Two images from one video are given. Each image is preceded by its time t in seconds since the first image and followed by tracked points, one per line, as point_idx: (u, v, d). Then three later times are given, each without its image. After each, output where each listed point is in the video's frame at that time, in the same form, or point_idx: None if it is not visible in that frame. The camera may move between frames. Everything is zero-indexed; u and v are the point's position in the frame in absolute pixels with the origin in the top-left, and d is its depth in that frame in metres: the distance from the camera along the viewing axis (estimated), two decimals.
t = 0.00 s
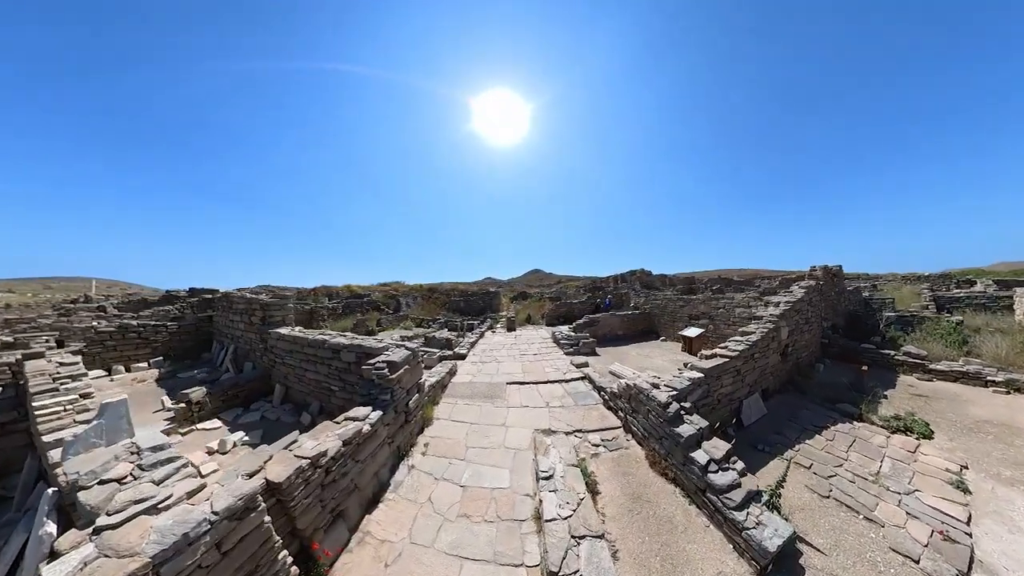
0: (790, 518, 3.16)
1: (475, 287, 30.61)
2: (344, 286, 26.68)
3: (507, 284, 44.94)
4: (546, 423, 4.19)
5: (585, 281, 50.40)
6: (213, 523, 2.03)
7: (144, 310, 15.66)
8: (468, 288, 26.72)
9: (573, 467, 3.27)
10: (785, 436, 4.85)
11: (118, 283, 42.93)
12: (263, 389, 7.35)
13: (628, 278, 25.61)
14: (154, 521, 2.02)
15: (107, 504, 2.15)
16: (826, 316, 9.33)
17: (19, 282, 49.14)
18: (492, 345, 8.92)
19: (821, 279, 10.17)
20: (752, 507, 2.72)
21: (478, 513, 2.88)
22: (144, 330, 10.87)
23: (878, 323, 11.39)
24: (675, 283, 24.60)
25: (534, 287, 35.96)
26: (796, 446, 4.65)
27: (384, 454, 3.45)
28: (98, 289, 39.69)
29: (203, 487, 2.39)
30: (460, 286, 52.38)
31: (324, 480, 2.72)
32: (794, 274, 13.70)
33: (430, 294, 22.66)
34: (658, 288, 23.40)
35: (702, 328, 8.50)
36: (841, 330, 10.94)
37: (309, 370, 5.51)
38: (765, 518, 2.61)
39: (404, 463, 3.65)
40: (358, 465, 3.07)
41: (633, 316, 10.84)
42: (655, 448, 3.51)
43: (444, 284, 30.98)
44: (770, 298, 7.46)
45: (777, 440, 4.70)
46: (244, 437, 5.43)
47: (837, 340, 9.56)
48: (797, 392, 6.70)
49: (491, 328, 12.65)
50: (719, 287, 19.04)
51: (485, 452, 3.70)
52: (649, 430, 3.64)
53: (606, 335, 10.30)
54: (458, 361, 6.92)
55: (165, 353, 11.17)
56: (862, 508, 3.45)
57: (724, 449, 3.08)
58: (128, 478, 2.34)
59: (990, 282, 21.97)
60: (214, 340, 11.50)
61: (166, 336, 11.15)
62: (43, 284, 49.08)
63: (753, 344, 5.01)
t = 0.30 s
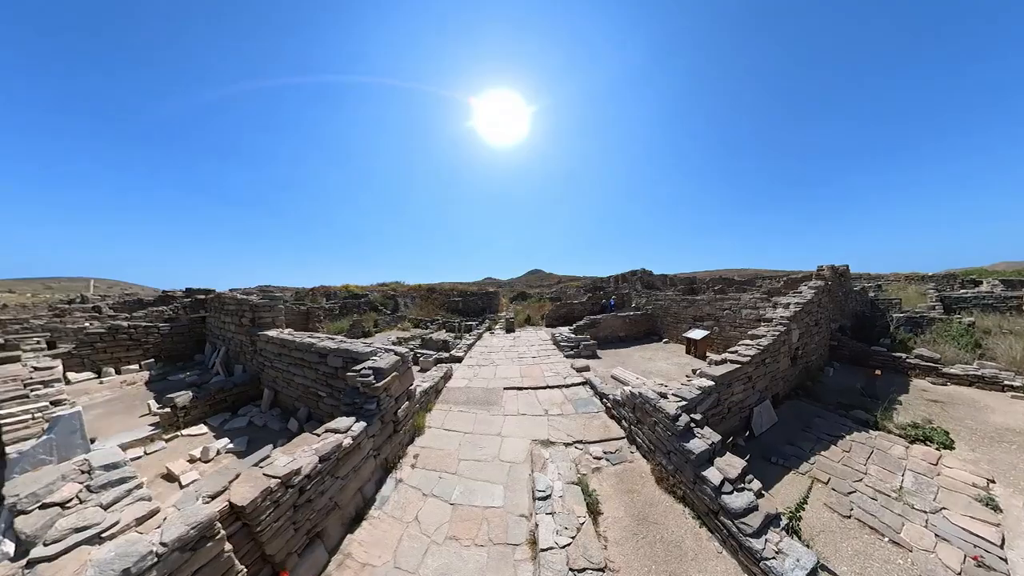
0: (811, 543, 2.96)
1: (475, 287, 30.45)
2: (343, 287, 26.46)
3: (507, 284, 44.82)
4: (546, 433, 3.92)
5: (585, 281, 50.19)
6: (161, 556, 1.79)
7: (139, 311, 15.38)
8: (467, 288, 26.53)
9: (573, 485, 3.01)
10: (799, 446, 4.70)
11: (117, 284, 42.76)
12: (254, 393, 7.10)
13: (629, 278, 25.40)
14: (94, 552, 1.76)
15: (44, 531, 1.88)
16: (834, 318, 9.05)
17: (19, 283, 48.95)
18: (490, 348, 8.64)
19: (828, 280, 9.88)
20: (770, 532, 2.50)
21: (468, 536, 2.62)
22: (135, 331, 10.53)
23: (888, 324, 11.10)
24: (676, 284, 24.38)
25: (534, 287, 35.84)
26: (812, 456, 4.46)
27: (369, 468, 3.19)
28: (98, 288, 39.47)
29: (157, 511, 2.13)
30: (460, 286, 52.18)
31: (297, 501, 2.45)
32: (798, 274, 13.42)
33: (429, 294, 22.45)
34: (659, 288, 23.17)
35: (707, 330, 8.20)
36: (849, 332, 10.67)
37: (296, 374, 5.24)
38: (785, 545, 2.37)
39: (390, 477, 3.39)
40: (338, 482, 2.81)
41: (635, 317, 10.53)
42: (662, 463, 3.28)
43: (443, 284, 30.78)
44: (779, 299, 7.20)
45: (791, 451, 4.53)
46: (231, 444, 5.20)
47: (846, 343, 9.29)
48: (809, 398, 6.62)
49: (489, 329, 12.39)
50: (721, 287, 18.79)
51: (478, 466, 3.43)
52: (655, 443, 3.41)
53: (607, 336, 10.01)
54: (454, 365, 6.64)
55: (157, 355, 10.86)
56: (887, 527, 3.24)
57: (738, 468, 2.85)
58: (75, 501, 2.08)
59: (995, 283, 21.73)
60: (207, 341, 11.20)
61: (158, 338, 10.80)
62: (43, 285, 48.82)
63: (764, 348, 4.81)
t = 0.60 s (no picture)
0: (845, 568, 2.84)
1: (474, 287, 30.12)
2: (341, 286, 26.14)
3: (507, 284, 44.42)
4: (546, 443, 3.65)
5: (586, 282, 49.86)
6: None
7: (132, 310, 15.06)
8: (467, 288, 26.24)
9: (576, 505, 2.74)
10: (817, 454, 4.56)
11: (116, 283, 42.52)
12: (241, 395, 6.79)
13: (630, 277, 25.08)
14: None
15: None
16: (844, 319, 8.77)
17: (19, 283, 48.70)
18: (488, 349, 8.34)
19: (838, 279, 9.58)
20: (798, 559, 2.33)
21: (457, 563, 2.32)
22: (124, 330, 10.14)
23: (899, 324, 10.78)
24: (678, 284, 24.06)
25: (534, 287, 35.54)
26: (834, 468, 4.32)
27: (351, 483, 2.91)
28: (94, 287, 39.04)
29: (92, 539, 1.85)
30: (460, 286, 51.87)
31: (262, 525, 2.18)
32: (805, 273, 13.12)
33: (428, 294, 22.16)
34: (661, 288, 22.86)
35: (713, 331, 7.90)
36: (858, 332, 10.39)
37: (282, 377, 4.94)
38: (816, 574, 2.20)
39: (375, 492, 3.09)
40: (313, 500, 2.53)
41: (638, 317, 10.22)
42: (675, 477, 3.11)
43: (443, 284, 30.46)
44: (790, 299, 6.92)
45: (808, 460, 4.39)
46: (213, 450, 4.91)
47: (857, 344, 9.02)
48: (822, 402, 6.43)
49: (489, 330, 12.09)
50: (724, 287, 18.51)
51: (473, 480, 3.14)
52: (668, 457, 3.22)
53: (610, 337, 9.69)
54: (450, 367, 6.35)
55: (148, 355, 10.46)
56: (920, 549, 3.11)
57: (761, 487, 2.69)
58: None
59: (1003, 282, 21.37)
60: (200, 341, 10.84)
61: (148, 338, 10.42)
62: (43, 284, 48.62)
63: (778, 352, 4.60)
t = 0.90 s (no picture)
0: None
1: (474, 287, 29.88)
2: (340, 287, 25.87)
3: (508, 284, 44.26)
4: (550, 457, 3.39)
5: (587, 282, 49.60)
6: None
7: (127, 311, 14.75)
8: (467, 288, 26.00)
9: (584, 531, 2.47)
10: (837, 466, 4.38)
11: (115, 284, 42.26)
12: (231, 400, 6.51)
13: (631, 277, 24.83)
14: None
15: None
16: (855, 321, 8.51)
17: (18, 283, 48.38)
18: (488, 351, 8.06)
19: (849, 279, 9.31)
20: None
21: None
22: (114, 332, 9.78)
23: (910, 325, 10.49)
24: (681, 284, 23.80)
25: (535, 287, 35.30)
26: (857, 482, 4.14)
27: (336, 504, 2.65)
28: (92, 287, 38.62)
29: None
30: (460, 287, 51.64)
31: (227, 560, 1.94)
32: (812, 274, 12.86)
33: (428, 294, 21.91)
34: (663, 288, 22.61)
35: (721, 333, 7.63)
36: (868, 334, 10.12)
37: (269, 383, 4.67)
38: None
39: (363, 512, 2.82)
40: (290, 527, 2.28)
41: (642, 318, 9.92)
42: (691, 497, 2.89)
43: (443, 284, 30.24)
44: (803, 301, 6.66)
45: (829, 473, 4.21)
46: (195, 459, 4.64)
47: (868, 346, 8.74)
48: (838, 408, 6.19)
49: (489, 332, 11.81)
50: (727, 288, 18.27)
51: (471, 501, 2.85)
52: (684, 474, 3.01)
53: (613, 339, 9.41)
54: (447, 372, 6.08)
55: (139, 358, 10.11)
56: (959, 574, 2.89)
57: (787, 510, 2.50)
58: None
59: (1009, 282, 21.12)
60: (193, 343, 10.49)
61: (140, 339, 10.07)
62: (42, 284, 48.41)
63: (794, 358, 4.41)
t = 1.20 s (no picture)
0: None
1: (475, 287, 29.57)
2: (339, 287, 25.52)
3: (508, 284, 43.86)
4: (556, 473, 3.07)
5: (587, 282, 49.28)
6: None
7: (119, 311, 14.36)
8: (467, 288, 25.68)
9: (598, 565, 2.16)
10: (865, 478, 4.12)
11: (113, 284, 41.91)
12: (216, 405, 6.18)
13: (633, 277, 24.52)
14: None
15: None
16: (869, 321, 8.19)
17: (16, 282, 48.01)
18: (488, 353, 7.73)
19: (861, 278, 8.99)
20: None
21: None
22: (101, 332, 9.35)
23: (924, 326, 10.16)
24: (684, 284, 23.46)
25: (535, 287, 35.03)
26: (889, 495, 3.87)
27: (313, 531, 2.33)
28: (89, 286, 38.15)
29: None
30: (460, 287, 51.31)
31: None
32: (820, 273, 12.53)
33: (427, 294, 21.57)
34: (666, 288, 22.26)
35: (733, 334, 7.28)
36: (880, 334, 9.79)
37: (251, 388, 4.34)
38: None
39: (346, 538, 2.49)
40: (257, 562, 1.98)
41: (648, 318, 9.58)
42: (716, 521, 2.60)
43: (443, 285, 29.91)
44: (819, 300, 6.36)
45: (857, 486, 3.95)
46: (171, 471, 4.32)
47: (883, 347, 8.41)
48: (857, 413, 5.90)
49: (489, 332, 11.46)
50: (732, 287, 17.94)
51: (469, 525, 2.53)
52: (707, 494, 2.72)
53: (618, 340, 9.07)
54: (445, 375, 5.74)
55: (127, 359, 9.70)
56: None
57: (829, 540, 2.26)
58: None
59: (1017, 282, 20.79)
60: (183, 345, 10.09)
61: (128, 340, 9.67)
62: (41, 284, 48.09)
63: (818, 362, 4.13)
